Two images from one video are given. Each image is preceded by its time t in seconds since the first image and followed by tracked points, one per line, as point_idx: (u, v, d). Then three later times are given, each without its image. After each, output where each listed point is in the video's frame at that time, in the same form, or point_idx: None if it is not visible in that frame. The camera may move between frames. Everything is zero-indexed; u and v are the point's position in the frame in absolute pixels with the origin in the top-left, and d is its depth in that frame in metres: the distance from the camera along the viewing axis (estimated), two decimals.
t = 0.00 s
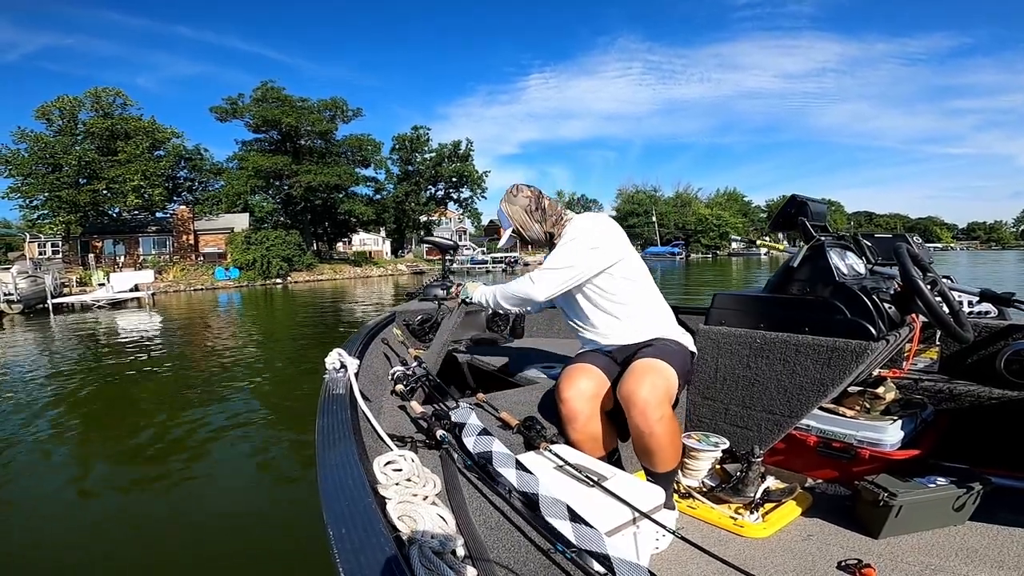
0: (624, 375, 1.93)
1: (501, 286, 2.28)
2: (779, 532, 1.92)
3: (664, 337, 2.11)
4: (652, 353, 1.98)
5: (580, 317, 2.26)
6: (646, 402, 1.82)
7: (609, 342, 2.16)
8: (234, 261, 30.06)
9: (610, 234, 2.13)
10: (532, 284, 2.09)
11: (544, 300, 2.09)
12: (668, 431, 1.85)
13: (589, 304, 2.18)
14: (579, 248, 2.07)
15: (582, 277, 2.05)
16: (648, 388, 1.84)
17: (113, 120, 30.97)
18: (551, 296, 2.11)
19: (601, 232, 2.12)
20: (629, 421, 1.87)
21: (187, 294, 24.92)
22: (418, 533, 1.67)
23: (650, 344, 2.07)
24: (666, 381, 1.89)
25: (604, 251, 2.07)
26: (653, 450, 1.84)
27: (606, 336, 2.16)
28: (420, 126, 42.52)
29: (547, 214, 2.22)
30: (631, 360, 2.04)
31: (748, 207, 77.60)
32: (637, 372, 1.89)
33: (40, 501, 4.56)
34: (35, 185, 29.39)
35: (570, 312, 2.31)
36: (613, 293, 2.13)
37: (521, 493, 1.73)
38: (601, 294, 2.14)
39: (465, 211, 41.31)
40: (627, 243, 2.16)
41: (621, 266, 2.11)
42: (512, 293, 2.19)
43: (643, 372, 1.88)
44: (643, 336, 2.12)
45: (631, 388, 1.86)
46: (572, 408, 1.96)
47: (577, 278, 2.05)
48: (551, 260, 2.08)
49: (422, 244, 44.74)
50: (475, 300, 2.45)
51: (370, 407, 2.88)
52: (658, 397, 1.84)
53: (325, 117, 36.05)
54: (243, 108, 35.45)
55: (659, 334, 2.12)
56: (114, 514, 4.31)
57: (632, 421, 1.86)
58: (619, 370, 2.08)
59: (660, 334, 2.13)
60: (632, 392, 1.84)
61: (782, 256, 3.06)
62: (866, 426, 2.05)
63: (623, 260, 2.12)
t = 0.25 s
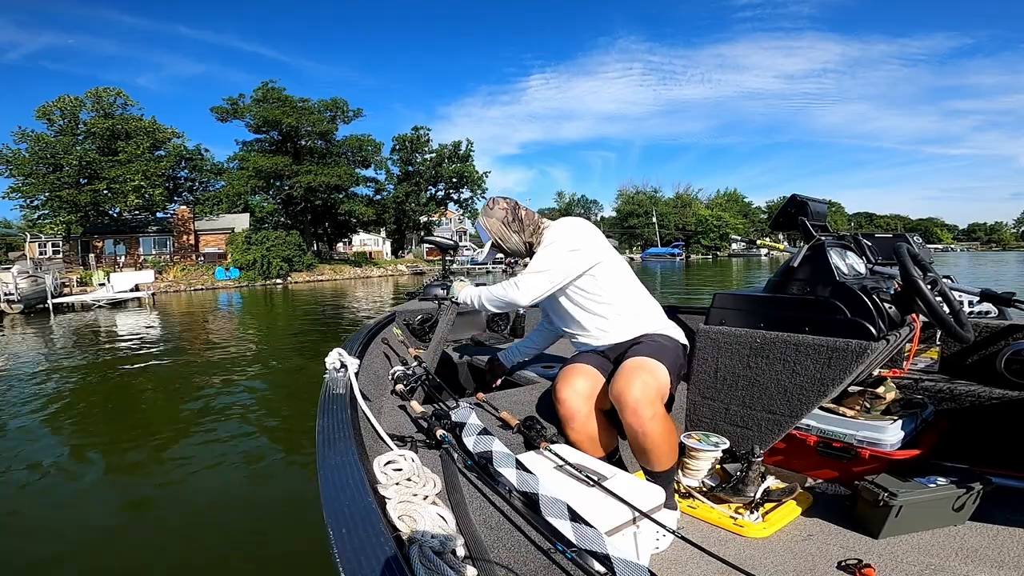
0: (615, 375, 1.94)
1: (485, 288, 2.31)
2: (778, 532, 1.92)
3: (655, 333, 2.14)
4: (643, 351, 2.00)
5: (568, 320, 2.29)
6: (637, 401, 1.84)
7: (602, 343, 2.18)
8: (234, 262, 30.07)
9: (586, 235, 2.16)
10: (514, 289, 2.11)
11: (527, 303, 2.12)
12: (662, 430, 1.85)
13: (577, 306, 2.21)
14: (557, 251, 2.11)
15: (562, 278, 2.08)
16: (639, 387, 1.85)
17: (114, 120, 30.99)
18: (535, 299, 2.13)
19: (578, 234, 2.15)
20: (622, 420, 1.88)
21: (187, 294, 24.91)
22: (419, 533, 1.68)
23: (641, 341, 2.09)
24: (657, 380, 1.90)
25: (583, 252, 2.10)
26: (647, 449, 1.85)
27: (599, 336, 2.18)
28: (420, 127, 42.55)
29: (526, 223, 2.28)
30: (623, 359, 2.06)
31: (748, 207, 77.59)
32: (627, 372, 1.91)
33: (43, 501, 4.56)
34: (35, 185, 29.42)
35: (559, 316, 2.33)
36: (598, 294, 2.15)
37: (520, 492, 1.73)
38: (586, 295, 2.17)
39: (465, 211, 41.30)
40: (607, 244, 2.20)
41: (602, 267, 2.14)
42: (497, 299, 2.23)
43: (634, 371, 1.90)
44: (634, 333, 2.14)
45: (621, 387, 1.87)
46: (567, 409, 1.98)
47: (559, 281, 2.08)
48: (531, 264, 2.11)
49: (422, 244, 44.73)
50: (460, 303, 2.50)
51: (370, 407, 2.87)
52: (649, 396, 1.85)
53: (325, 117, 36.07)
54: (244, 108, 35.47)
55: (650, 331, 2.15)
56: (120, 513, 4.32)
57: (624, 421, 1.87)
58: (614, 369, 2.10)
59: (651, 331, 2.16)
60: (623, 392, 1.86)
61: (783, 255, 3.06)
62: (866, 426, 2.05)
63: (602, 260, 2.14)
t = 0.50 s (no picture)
0: (612, 376, 1.95)
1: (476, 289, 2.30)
2: (779, 533, 1.92)
3: (647, 330, 2.16)
4: (636, 352, 2.01)
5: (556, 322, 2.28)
6: (634, 400, 1.84)
7: (597, 342, 2.17)
8: (234, 262, 30.05)
9: (570, 238, 2.16)
10: (503, 293, 2.10)
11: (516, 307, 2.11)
12: (660, 430, 1.85)
13: (565, 307, 2.21)
14: (540, 253, 2.11)
15: (551, 280, 2.08)
16: (637, 387, 1.86)
17: (114, 120, 30.98)
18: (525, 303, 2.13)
19: (562, 237, 2.15)
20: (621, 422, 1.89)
21: (187, 294, 24.90)
22: (419, 533, 1.67)
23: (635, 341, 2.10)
24: (654, 380, 1.91)
25: (570, 254, 2.11)
26: (648, 449, 1.84)
27: (592, 337, 2.18)
28: (420, 127, 42.56)
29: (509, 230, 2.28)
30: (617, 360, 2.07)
31: (749, 208, 77.58)
32: (622, 374, 1.91)
33: (46, 501, 4.55)
34: (35, 184, 29.42)
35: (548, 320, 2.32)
36: (586, 295, 2.16)
37: (518, 493, 1.73)
38: (576, 296, 2.17)
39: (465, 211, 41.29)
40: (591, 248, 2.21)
41: (588, 268, 2.15)
42: (486, 303, 2.21)
43: (632, 371, 1.90)
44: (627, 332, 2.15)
45: (618, 386, 1.88)
46: (566, 412, 1.98)
47: (547, 284, 2.08)
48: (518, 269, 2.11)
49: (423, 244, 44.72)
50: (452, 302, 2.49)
51: (370, 407, 2.87)
52: (647, 395, 1.86)
53: (325, 117, 36.07)
54: (244, 108, 35.47)
55: (643, 328, 2.17)
56: (127, 511, 4.34)
57: (623, 421, 1.87)
58: (610, 369, 2.11)
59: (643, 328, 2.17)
60: (621, 392, 1.86)
61: (783, 256, 3.06)
62: (866, 426, 2.05)
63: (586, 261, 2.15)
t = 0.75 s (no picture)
0: (610, 374, 1.95)
1: (471, 290, 2.30)
2: (779, 533, 1.92)
3: (640, 328, 2.16)
4: (632, 349, 2.01)
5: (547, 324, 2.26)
6: (632, 397, 1.84)
7: (589, 343, 2.17)
8: (234, 261, 30.04)
9: (561, 241, 2.18)
10: (499, 297, 2.11)
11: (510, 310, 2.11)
12: (659, 427, 1.85)
13: (555, 310, 2.22)
14: (534, 255, 2.12)
15: (545, 282, 2.09)
16: (634, 384, 1.87)
17: (114, 120, 30.98)
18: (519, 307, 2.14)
19: (555, 240, 2.17)
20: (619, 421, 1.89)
21: (187, 294, 24.89)
22: (419, 534, 1.67)
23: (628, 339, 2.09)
24: (652, 377, 1.92)
25: (561, 257, 2.12)
26: (647, 446, 1.84)
27: (583, 338, 2.18)
28: (421, 126, 42.55)
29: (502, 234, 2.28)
30: (611, 358, 2.07)
31: (749, 208, 77.57)
32: (619, 372, 1.92)
33: (47, 502, 4.53)
34: (35, 184, 29.42)
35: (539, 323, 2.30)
36: (578, 297, 2.16)
37: (518, 493, 1.73)
38: (568, 298, 2.17)
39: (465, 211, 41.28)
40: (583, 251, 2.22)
41: (580, 270, 2.17)
42: (481, 305, 2.21)
43: (629, 369, 1.91)
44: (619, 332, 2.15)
45: (615, 384, 1.89)
46: (565, 411, 1.97)
47: (541, 287, 2.09)
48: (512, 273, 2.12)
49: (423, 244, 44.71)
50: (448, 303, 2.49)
51: (370, 407, 2.87)
52: (645, 392, 1.86)
53: (325, 117, 36.06)
54: (244, 108, 35.47)
55: (635, 326, 2.17)
56: (130, 511, 4.33)
57: (620, 418, 1.87)
58: (605, 367, 2.11)
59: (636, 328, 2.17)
60: (619, 389, 1.87)
61: (783, 256, 3.06)
62: (866, 426, 2.05)
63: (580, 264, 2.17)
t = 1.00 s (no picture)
0: (610, 373, 1.95)
1: (470, 291, 2.31)
2: (778, 533, 1.92)
3: (637, 326, 2.17)
4: (630, 348, 2.01)
5: (544, 326, 2.26)
6: (633, 396, 1.85)
7: (586, 342, 2.18)
8: (234, 261, 30.06)
9: (554, 243, 2.19)
10: (498, 300, 2.12)
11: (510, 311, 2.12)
12: (660, 426, 1.85)
13: (551, 312, 2.22)
14: (531, 257, 2.13)
15: (543, 283, 2.10)
16: (634, 382, 1.87)
17: (115, 119, 30.99)
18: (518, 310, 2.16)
19: (549, 242, 2.19)
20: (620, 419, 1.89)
21: (187, 293, 24.90)
22: (418, 533, 1.67)
23: (625, 338, 2.08)
24: (651, 374, 1.92)
25: (555, 258, 2.14)
26: (647, 444, 1.84)
27: (579, 337, 2.19)
28: (421, 127, 42.55)
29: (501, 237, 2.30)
30: (608, 357, 2.07)
31: (749, 209, 77.58)
32: (620, 370, 1.91)
33: (47, 502, 4.51)
34: (36, 183, 29.44)
35: (536, 324, 2.30)
36: (573, 298, 2.17)
37: (518, 492, 1.73)
38: (565, 299, 2.17)
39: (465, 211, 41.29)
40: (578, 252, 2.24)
41: (574, 271, 2.17)
42: (480, 308, 2.23)
43: (629, 368, 1.91)
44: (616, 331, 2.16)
45: (615, 382, 1.89)
46: (567, 410, 1.97)
47: (536, 289, 2.10)
48: (508, 275, 2.13)
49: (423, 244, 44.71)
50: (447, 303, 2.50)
51: (370, 407, 2.87)
52: (645, 390, 1.86)
53: (326, 117, 36.07)
54: (245, 108, 35.48)
55: (631, 325, 2.17)
56: (131, 511, 4.32)
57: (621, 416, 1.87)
58: (603, 366, 2.10)
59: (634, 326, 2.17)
60: (620, 388, 1.87)
61: (783, 256, 3.05)
62: (867, 426, 2.05)
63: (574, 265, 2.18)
